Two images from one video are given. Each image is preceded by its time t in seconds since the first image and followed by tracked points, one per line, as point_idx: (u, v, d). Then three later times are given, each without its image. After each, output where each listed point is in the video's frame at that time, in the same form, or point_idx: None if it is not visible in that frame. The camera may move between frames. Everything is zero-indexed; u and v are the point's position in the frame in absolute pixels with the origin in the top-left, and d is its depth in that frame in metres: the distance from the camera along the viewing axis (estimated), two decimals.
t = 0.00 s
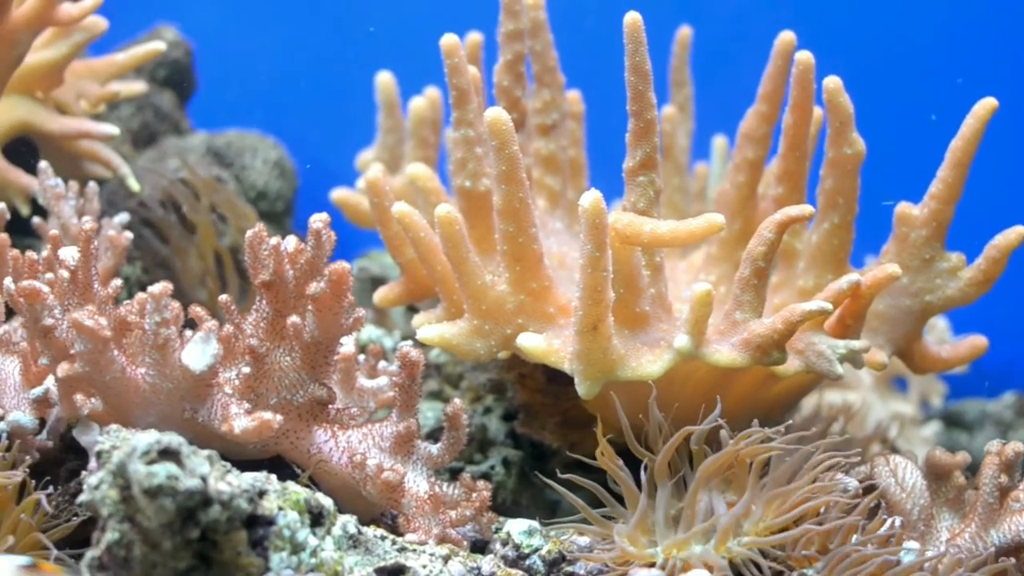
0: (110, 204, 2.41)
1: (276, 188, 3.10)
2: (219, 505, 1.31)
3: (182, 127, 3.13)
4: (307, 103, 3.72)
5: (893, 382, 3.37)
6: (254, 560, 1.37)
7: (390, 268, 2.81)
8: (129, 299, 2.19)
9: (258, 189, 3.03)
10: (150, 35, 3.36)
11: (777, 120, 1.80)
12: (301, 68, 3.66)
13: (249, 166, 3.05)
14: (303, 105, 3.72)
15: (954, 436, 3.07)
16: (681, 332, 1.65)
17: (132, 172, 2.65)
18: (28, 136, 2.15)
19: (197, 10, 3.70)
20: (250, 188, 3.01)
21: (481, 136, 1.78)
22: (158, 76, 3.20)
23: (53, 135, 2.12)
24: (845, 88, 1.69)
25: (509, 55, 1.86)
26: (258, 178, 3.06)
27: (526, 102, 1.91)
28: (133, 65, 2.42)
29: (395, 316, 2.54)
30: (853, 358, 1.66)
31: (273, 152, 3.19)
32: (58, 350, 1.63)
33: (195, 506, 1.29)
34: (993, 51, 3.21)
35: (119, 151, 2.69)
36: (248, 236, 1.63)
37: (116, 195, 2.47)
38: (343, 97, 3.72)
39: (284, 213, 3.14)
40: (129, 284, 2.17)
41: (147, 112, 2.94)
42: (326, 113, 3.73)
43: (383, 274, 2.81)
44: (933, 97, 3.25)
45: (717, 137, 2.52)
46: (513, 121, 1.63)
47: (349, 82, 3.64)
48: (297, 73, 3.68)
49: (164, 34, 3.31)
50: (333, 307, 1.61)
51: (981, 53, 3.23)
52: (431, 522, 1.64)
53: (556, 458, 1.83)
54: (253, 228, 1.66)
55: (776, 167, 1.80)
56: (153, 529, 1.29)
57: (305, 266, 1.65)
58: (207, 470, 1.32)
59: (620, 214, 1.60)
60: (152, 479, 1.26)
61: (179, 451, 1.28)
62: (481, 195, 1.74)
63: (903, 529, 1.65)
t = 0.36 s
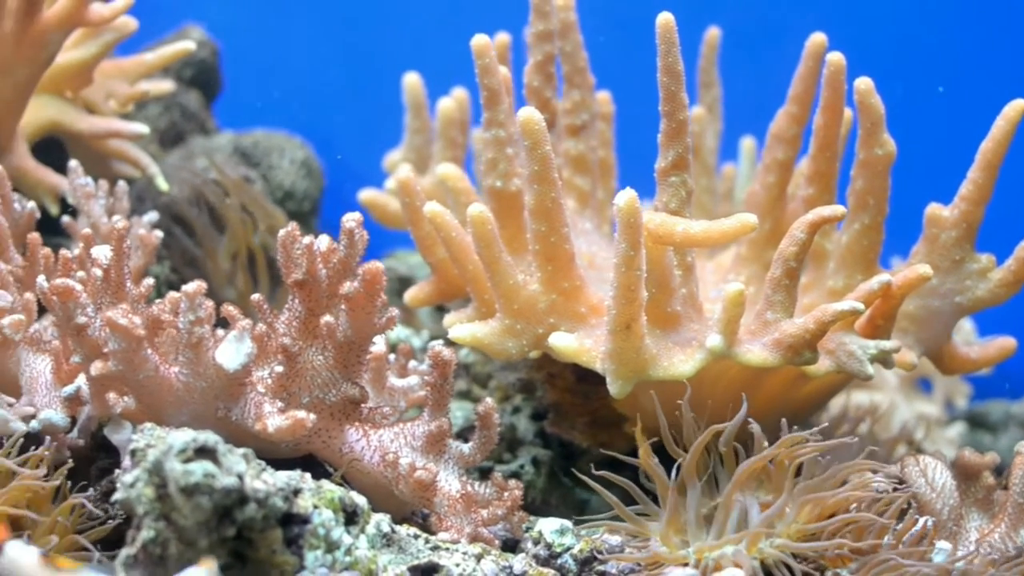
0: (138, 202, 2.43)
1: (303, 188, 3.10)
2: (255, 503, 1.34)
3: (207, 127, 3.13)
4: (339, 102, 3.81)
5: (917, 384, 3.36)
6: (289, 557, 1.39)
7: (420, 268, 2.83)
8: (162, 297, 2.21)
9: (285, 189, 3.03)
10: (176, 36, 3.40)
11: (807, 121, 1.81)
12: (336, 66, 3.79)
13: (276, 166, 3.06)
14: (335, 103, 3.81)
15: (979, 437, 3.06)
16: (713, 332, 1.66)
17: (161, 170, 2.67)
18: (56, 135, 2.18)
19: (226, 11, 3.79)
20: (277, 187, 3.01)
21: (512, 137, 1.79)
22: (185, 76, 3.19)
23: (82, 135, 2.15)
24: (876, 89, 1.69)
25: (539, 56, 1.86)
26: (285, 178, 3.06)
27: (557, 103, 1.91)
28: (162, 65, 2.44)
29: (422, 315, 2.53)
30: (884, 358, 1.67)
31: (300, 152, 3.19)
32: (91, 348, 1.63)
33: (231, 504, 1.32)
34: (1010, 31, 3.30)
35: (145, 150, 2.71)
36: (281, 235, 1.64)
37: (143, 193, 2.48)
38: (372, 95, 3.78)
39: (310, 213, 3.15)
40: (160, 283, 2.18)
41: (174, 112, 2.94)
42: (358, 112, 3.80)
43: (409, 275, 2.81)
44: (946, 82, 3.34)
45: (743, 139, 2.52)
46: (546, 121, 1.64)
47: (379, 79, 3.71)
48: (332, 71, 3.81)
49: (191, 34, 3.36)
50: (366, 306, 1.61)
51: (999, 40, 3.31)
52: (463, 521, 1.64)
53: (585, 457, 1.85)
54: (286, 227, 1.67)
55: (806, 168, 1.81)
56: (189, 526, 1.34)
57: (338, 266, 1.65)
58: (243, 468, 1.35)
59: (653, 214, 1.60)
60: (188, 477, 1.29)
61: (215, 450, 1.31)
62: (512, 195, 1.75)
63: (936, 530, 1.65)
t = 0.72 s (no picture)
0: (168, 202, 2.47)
1: (330, 187, 3.10)
2: (292, 502, 1.33)
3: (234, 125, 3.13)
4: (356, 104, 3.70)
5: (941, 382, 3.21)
6: (326, 557, 1.39)
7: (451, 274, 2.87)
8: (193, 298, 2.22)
9: (312, 188, 3.03)
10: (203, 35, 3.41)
11: (836, 122, 1.83)
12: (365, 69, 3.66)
13: (302, 165, 3.05)
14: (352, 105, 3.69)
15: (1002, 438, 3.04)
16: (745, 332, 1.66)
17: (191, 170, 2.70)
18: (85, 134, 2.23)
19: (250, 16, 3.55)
20: (303, 186, 3.01)
21: (544, 136, 1.80)
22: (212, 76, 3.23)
23: (112, 133, 2.18)
24: (908, 90, 1.71)
25: (571, 57, 1.85)
26: (312, 178, 3.06)
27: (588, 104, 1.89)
28: (189, 65, 2.48)
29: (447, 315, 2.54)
30: (914, 359, 1.68)
31: (327, 151, 3.19)
32: (126, 347, 1.64)
33: (268, 503, 1.31)
34: None
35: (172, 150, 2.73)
36: (315, 235, 1.65)
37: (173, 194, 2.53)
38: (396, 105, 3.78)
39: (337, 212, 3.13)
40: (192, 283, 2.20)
41: (200, 112, 2.94)
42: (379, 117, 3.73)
43: (434, 274, 2.81)
44: (940, 61, 3.35)
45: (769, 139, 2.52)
46: (577, 121, 1.65)
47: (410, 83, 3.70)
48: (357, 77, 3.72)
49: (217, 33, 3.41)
50: (400, 306, 1.61)
51: None
52: (496, 521, 1.66)
53: (614, 457, 1.86)
54: (320, 227, 1.68)
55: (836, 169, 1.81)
56: (226, 525, 1.31)
57: (372, 265, 1.64)
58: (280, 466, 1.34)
59: (686, 214, 1.60)
60: (226, 477, 1.27)
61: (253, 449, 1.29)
62: (544, 195, 1.76)
63: (968, 531, 1.66)
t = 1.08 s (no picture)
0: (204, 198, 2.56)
1: (355, 186, 3.12)
2: (326, 501, 1.35)
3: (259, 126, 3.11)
4: (367, 102, 3.32)
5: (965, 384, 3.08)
6: (358, 555, 1.41)
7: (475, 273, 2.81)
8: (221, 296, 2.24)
9: (338, 188, 3.06)
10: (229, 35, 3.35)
11: (863, 122, 1.82)
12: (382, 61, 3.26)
13: (329, 164, 3.09)
14: (361, 99, 3.28)
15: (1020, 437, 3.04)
16: (775, 332, 1.67)
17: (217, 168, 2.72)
18: (113, 134, 2.26)
19: None
20: (328, 187, 3.04)
21: (572, 136, 1.80)
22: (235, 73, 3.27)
23: (139, 132, 2.21)
24: (936, 90, 1.73)
25: (599, 56, 1.90)
26: (337, 177, 3.08)
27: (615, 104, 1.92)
28: (217, 63, 2.50)
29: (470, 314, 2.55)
30: (943, 359, 1.68)
31: (353, 151, 3.19)
32: (157, 347, 1.64)
33: (302, 503, 1.32)
34: None
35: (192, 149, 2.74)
36: (346, 235, 1.65)
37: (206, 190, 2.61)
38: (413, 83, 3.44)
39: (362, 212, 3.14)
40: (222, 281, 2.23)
41: (225, 111, 2.92)
42: (388, 110, 3.42)
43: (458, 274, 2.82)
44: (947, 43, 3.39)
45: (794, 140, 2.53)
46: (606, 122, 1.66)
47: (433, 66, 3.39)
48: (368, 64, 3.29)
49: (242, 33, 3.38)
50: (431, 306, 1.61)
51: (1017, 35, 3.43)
52: (526, 520, 1.65)
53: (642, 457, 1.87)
54: (350, 227, 1.68)
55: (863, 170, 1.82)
56: (261, 525, 1.33)
57: (402, 265, 1.65)
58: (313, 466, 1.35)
59: (716, 214, 1.63)
60: (260, 476, 1.29)
61: (286, 450, 1.32)
62: (572, 195, 1.77)
63: (997, 529, 1.66)
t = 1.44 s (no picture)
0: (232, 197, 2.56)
1: (383, 187, 3.14)
2: (364, 499, 1.35)
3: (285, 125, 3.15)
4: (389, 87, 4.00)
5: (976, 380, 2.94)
6: (395, 553, 1.42)
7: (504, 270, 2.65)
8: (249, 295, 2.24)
9: (365, 188, 3.07)
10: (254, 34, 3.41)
11: (892, 122, 1.82)
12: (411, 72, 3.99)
13: (356, 164, 3.10)
14: (387, 90, 4.00)
15: None
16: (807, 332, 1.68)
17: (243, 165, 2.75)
18: (141, 132, 2.27)
19: None
20: (356, 186, 3.05)
21: (604, 136, 1.79)
22: (263, 73, 3.21)
23: (167, 131, 2.23)
24: (966, 91, 1.73)
25: (629, 56, 1.83)
26: (365, 177, 3.10)
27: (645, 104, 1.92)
28: (246, 63, 2.49)
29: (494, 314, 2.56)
30: (974, 359, 1.68)
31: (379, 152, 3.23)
32: (192, 346, 1.64)
33: (339, 501, 1.32)
34: None
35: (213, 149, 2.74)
36: (380, 234, 1.66)
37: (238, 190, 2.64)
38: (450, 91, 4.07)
39: (389, 211, 3.14)
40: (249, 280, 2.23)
41: (253, 111, 2.93)
42: (412, 102, 4.06)
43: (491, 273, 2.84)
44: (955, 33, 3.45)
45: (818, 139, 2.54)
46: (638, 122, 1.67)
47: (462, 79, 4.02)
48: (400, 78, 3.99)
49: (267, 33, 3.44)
50: (465, 304, 1.61)
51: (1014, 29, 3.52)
52: (560, 519, 1.67)
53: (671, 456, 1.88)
54: (384, 226, 1.69)
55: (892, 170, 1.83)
56: (299, 523, 1.34)
57: (436, 263, 1.64)
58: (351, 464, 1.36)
59: (749, 214, 1.64)
60: (299, 474, 1.29)
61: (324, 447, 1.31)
62: (603, 194, 1.77)
63: None
